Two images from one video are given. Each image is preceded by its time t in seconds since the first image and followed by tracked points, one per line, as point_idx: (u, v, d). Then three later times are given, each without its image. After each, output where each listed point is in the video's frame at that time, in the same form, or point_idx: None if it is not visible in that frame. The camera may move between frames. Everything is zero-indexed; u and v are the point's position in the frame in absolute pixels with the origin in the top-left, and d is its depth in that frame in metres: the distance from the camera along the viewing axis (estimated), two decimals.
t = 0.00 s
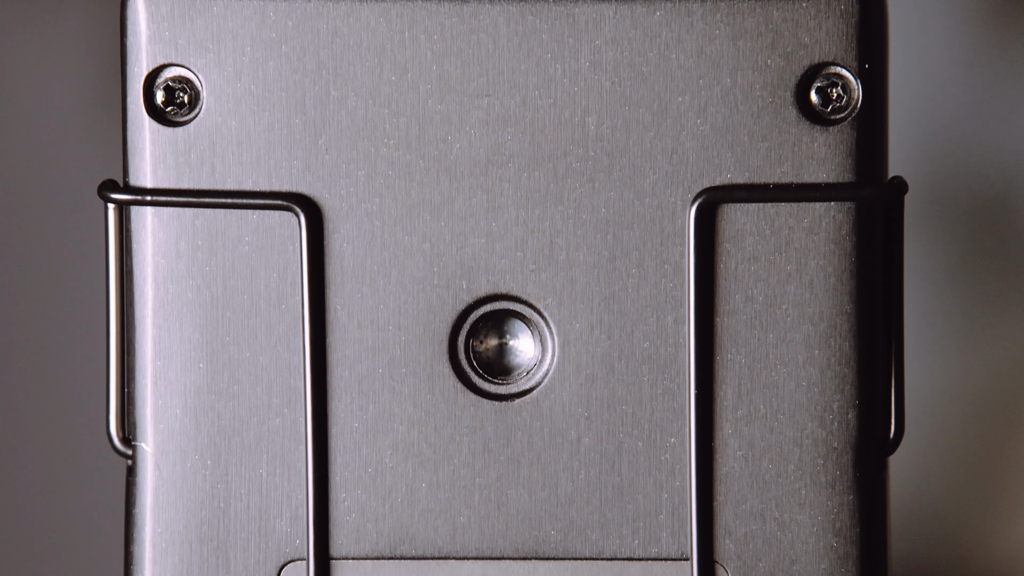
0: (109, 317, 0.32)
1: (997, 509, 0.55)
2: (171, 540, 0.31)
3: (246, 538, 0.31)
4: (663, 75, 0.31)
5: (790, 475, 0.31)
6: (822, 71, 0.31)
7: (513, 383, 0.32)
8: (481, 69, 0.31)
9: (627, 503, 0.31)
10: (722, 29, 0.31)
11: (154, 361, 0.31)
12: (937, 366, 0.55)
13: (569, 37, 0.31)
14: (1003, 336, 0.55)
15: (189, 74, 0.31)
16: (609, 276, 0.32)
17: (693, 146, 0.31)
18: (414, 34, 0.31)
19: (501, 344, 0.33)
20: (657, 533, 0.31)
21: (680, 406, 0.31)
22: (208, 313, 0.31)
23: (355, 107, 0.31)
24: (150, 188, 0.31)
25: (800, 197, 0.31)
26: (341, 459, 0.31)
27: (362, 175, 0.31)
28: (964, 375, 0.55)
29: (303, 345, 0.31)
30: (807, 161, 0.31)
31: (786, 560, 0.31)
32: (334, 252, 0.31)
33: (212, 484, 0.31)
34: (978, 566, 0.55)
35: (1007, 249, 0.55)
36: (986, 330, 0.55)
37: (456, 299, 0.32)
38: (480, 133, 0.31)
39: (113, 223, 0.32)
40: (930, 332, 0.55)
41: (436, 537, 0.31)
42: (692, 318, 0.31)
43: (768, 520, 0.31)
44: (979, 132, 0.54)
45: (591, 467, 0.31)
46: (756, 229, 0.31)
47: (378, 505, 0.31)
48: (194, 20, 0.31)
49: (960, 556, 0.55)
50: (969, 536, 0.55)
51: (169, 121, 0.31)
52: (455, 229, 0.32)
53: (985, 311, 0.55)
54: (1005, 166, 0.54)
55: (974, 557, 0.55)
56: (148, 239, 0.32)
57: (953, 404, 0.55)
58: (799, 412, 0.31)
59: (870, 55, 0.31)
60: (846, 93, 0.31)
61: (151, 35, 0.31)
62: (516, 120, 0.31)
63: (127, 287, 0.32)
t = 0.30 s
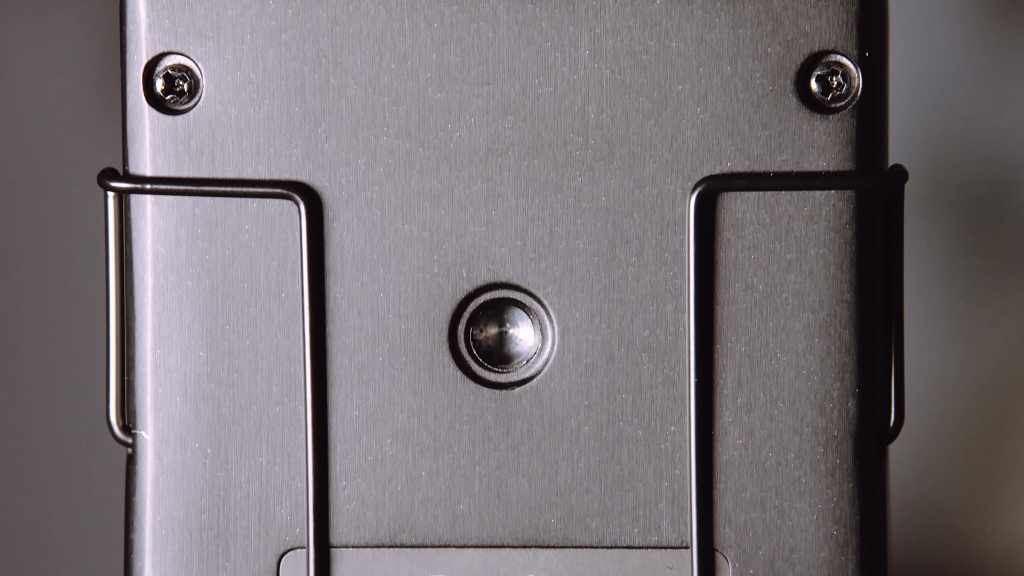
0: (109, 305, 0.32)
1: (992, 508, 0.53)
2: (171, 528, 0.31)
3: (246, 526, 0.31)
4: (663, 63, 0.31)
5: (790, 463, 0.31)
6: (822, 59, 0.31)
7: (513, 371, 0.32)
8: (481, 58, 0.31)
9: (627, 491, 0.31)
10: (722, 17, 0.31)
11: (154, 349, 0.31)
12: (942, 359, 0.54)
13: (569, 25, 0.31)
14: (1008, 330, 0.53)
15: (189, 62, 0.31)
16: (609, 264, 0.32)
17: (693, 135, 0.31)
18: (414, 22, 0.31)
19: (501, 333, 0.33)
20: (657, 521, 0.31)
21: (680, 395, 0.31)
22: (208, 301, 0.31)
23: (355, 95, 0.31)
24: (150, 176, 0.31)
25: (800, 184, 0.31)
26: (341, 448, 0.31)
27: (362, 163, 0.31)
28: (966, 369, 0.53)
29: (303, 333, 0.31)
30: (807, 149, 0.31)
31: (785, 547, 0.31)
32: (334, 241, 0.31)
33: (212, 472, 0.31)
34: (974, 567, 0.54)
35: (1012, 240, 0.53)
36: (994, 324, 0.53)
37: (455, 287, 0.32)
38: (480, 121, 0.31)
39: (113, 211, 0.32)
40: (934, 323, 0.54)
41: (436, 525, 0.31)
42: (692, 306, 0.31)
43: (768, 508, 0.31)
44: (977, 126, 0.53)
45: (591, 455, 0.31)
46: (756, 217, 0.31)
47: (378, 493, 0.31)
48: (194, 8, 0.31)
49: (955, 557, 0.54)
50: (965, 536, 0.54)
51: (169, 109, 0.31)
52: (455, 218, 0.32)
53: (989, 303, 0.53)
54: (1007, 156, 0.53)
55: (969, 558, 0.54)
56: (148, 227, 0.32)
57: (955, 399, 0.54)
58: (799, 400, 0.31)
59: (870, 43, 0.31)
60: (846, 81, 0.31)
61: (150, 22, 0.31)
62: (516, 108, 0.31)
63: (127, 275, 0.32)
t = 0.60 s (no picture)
0: (109, 291, 0.32)
1: (991, 507, 0.54)
2: (171, 514, 0.31)
3: (246, 512, 0.31)
4: (663, 49, 0.31)
5: (790, 450, 0.31)
6: (823, 46, 0.31)
7: (514, 358, 0.32)
8: (481, 44, 0.31)
9: (627, 477, 0.31)
10: (722, 3, 0.31)
11: (154, 336, 0.31)
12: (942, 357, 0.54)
13: (569, 12, 0.31)
14: (1006, 327, 0.54)
15: (189, 48, 0.31)
16: (609, 251, 0.32)
17: (693, 121, 0.31)
18: (414, 9, 0.31)
19: (501, 319, 0.33)
20: (657, 508, 0.31)
21: (680, 381, 0.31)
22: (208, 287, 0.31)
23: (354, 81, 0.31)
24: (150, 162, 0.31)
25: (800, 171, 0.31)
26: (341, 434, 0.31)
27: (362, 149, 0.31)
28: (965, 366, 0.54)
29: (303, 320, 0.31)
30: (808, 135, 0.31)
31: (785, 534, 0.31)
32: (334, 227, 0.31)
33: (212, 458, 0.31)
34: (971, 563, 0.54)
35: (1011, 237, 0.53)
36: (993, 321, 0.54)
37: (456, 274, 0.32)
38: (480, 108, 0.31)
39: (113, 198, 0.32)
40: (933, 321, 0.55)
41: (436, 511, 0.31)
42: (692, 292, 0.31)
43: (768, 495, 0.31)
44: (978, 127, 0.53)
45: (591, 441, 0.31)
46: (756, 203, 0.31)
47: (378, 480, 0.31)
48: None
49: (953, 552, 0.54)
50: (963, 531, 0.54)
51: (168, 95, 0.31)
52: (455, 204, 0.31)
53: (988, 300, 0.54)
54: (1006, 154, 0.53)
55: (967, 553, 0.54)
56: (147, 213, 0.32)
57: (953, 395, 0.54)
58: (799, 387, 0.31)
59: (871, 30, 0.32)
60: (846, 67, 0.31)
61: (150, 9, 0.31)
62: (516, 95, 0.31)
63: (127, 261, 0.32)
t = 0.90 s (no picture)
0: (109, 274, 0.32)
1: (990, 513, 0.53)
2: (172, 497, 0.31)
3: (246, 495, 0.31)
4: (664, 32, 0.31)
5: (790, 433, 0.31)
6: (823, 29, 0.31)
7: (514, 341, 0.32)
8: (481, 27, 0.31)
9: (627, 461, 0.31)
10: None
11: (154, 319, 0.31)
12: (942, 359, 0.53)
13: None
14: (1007, 320, 0.53)
15: (188, 31, 0.31)
16: (609, 234, 0.31)
17: (693, 105, 0.31)
18: None
19: (501, 303, 0.32)
20: (657, 491, 0.31)
21: (680, 364, 0.31)
22: (207, 271, 0.31)
23: (354, 64, 0.31)
24: (150, 146, 0.31)
25: (801, 154, 0.31)
26: (341, 418, 0.31)
27: (362, 133, 0.31)
28: (965, 359, 0.53)
29: (303, 304, 0.31)
30: (808, 119, 0.31)
31: (785, 517, 0.31)
32: (334, 210, 0.31)
33: (212, 442, 0.31)
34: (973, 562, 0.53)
35: (1010, 229, 0.53)
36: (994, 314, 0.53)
37: (455, 258, 0.32)
38: (480, 91, 0.31)
39: (113, 181, 0.32)
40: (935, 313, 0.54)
41: (436, 494, 0.31)
42: (692, 275, 0.31)
43: (768, 478, 0.31)
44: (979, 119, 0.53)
45: (591, 425, 0.31)
46: (756, 187, 0.31)
47: (378, 463, 0.31)
48: None
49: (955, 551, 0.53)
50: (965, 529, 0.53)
51: (168, 78, 0.31)
52: (455, 188, 0.31)
53: (988, 294, 0.53)
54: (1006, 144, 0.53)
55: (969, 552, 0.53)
56: (147, 196, 0.32)
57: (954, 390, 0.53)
58: (799, 370, 0.31)
59: (871, 13, 0.32)
60: (846, 50, 0.31)
61: None
62: (516, 78, 0.31)
63: (126, 244, 0.32)
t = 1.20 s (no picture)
0: (108, 261, 0.32)
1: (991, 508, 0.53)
2: (171, 484, 0.31)
3: (246, 482, 0.31)
4: (664, 19, 0.31)
5: (790, 420, 0.31)
6: (823, 16, 0.31)
7: (514, 329, 0.32)
8: (481, 14, 0.31)
9: (627, 448, 0.31)
10: None
11: (154, 306, 0.31)
12: (942, 355, 0.53)
13: None
14: (1007, 315, 0.53)
15: (188, 18, 0.31)
16: (609, 221, 0.31)
17: (693, 92, 0.31)
18: None
19: (501, 290, 0.32)
20: (657, 478, 0.31)
21: (680, 352, 0.31)
22: (207, 258, 0.31)
23: (354, 51, 0.31)
24: (150, 133, 0.31)
25: (801, 141, 0.31)
26: (341, 405, 0.31)
27: (362, 119, 0.31)
28: (964, 352, 0.53)
29: (303, 291, 0.31)
30: (808, 106, 0.31)
31: (785, 504, 0.31)
32: (334, 197, 0.31)
33: (212, 429, 0.31)
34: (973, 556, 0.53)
35: (1011, 222, 0.52)
36: (993, 307, 0.53)
37: (455, 245, 0.32)
38: (480, 78, 0.31)
39: (113, 168, 0.32)
40: (934, 306, 0.54)
41: (436, 482, 0.31)
42: (693, 262, 0.31)
43: (768, 466, 0.31)
44: (980, 113, 0.53)
45: (591, 412, 0.31)
46: (757, 174, 0.31)
47: (378, 451, 0.31)
48: None
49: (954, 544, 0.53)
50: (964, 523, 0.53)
51: (167, 65, 0.31)
52: (456, 175, 0.31)
53: (988, 287, 0.53)
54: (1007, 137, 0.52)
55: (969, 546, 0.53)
56: (147, 183, 0.31)
57: (952, 383, 0.53)
58: (799, 357, 0.31)
59: None
60: (846, 37, 0.31)
61: None
62: (516, 65, 0.31)
63: (126, 232, 0.32)
